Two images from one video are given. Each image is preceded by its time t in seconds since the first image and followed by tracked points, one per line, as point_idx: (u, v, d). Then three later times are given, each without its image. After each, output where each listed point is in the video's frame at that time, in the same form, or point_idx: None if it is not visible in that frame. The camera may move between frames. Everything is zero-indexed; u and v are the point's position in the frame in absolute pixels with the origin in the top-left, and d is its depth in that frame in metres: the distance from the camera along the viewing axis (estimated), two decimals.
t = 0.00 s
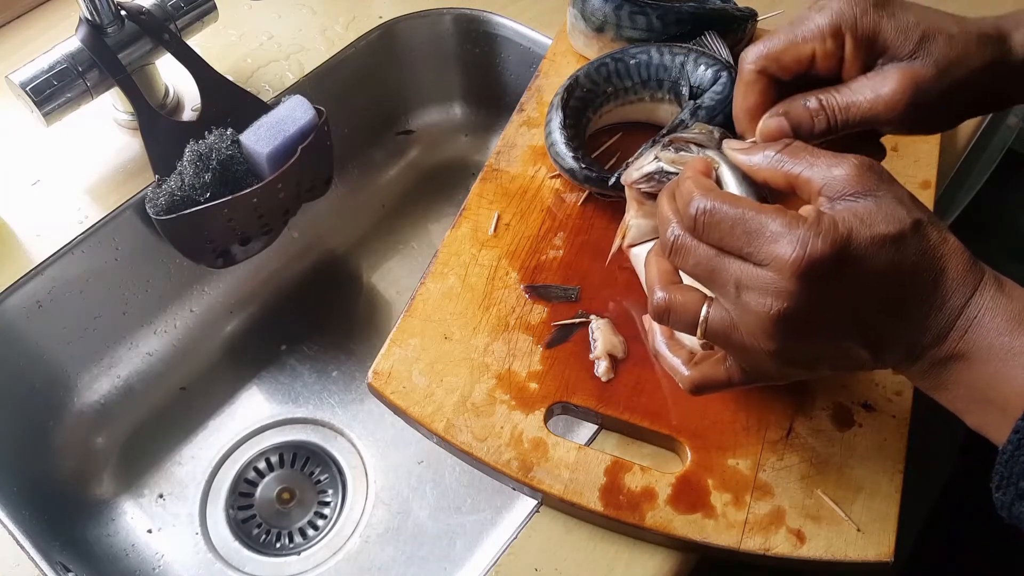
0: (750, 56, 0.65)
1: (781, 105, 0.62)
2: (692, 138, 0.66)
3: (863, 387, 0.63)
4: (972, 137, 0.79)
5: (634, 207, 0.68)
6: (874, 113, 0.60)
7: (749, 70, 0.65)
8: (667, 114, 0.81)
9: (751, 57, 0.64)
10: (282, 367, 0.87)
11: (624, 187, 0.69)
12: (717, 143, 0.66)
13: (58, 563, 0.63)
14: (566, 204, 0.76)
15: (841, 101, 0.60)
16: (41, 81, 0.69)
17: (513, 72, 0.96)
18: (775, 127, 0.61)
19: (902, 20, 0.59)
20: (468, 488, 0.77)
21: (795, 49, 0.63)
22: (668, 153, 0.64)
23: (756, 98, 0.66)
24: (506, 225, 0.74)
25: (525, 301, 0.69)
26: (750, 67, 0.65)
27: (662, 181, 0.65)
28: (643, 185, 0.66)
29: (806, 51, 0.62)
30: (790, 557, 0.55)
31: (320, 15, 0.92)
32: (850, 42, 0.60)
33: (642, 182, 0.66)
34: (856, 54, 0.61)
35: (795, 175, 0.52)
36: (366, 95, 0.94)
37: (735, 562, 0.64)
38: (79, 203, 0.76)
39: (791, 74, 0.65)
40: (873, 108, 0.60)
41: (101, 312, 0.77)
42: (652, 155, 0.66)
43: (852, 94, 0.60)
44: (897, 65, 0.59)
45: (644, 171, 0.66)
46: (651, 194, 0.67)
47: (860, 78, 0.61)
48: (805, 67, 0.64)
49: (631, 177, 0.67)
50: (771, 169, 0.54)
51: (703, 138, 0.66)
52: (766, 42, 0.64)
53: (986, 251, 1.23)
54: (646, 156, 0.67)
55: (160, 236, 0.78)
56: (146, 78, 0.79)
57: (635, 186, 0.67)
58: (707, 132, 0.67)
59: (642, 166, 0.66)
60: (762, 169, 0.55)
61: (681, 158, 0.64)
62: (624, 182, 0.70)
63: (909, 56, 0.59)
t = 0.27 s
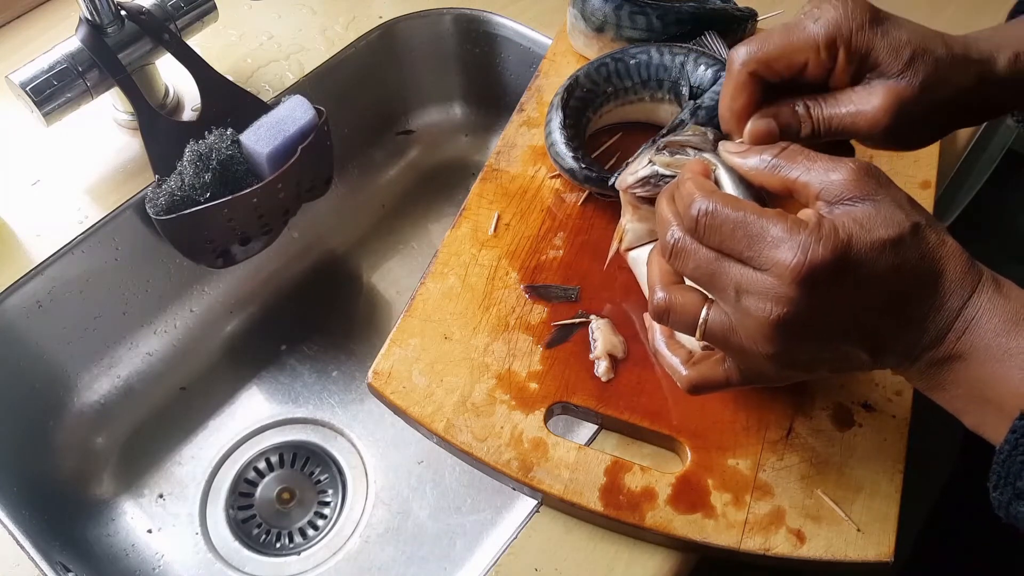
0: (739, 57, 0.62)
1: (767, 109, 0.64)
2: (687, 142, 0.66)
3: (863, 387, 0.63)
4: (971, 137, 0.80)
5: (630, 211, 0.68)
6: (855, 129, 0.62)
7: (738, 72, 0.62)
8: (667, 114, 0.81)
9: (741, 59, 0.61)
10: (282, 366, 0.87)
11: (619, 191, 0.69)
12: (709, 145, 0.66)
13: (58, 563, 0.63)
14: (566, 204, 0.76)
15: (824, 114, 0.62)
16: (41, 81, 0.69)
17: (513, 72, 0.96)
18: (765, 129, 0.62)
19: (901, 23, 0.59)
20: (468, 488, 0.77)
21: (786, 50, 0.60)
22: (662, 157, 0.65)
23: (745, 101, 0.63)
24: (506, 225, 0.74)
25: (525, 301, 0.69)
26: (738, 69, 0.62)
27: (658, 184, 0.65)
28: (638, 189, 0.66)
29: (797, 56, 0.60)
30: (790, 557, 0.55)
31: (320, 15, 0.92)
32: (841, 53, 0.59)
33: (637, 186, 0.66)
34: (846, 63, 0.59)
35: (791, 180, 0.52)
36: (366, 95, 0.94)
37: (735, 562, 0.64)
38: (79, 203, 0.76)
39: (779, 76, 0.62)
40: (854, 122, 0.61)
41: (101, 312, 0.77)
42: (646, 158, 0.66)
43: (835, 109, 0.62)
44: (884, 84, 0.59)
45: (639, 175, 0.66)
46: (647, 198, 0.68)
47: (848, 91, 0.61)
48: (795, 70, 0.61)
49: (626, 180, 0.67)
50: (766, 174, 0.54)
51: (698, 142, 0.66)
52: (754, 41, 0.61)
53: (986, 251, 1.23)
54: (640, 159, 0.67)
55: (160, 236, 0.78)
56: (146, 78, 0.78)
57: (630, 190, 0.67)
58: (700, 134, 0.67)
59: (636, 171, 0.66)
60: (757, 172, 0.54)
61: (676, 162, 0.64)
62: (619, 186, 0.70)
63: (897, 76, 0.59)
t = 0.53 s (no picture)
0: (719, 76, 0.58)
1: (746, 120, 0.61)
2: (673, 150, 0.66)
3: (863, 387, 0.63)
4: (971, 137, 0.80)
5: (621, 219, 0.68)
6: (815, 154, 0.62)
7: (715, 91, 0.58)
8: (667, 114, 0.81)
9: (719, 81, 0.58)
10: (282, 367, 0.87)
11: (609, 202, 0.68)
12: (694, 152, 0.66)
13: (58, 563, 0.63)
14: (566, 204, 0.76)
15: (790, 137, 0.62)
16: (41, 81, 0.69)
17: (513, 72, 0.96)
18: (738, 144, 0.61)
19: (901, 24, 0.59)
20: (468, 488, 0.77)
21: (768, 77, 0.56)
22: (647, 166, 0.65)
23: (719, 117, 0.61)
24: (506, 225, 0.74)
25: (525, 301, 0.69)
26: (716, 89, 0.58)
27: (647, 193, 0.65)
28: (627, 199, 0.66)
29: (775, 87, 0.57)
30: (790, 557, 0.55)
31: (320, 15, 0.92)
32: (820, 85, 0.56)
33: (626, 197, 0.66)
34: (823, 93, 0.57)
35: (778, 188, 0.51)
36: (366, 95, 0.94)
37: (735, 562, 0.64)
38: (79, 203, 0.76)
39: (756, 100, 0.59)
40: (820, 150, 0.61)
41: (101, 313, 0.77)
42: (632, 169, 0.66)
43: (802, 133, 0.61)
44: (852, 120, 0.59)
45: (627, 185, 0.65)
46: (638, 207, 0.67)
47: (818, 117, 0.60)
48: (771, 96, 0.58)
49: (614, 192, 0.67)
50: (752, 181, 0.53)
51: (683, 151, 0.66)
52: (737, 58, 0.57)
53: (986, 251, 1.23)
54: (627, 170, 0.67)
55: (160, 237, 0.78)
56: (146, 78, 0.79)
57: (619, 201, 0.67)
58: (683, 142, 0.67)
59: (623, 182, 0.66)
60: (743, 178, 0.53)
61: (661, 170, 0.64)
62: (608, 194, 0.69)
63: (867, 113, 0.58)
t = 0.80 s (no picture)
0: (748, 49, 0.60)
1: (777, 103, 0.63)
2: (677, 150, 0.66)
3: (863, 386, 0.63)
4: (971, 137, 0.80)
5: (623, 218, 0.68)
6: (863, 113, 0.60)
7: (748, 67, 0.61)
8: (667, 114, 0.81)
9: (752, 53, 0.60)
10: (282, 367, 0.87)
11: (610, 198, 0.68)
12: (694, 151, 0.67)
13: (58, 563, 0.63)
14: (566, 204, 0.76)
15: (829, 100, 0.61)
16: (41, 81, 0.69)
17: (513, 72, 0.96)
18: (771, 130, 0.64)
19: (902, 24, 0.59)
20: (468, 488, 0.77)
21: (797, 36, 0.58)
22: (650, 165, 0.65)
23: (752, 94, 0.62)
24: (506, 225, 0.74)
25: (525, 301, 0.69)
26: (747, 61, 0.60)
27: (647, 191, 0.65)
28: (629, 196, 0.66)
29: (810, 42, 0.58)
30: (790, 557, 0.55)
31: (320, 15, 0.92)
32: (853, 32, 0.57)
33: (628, 194, 0.66)
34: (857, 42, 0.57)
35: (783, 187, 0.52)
36: (366, 95, 0.94)
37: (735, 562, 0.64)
38: (79, 203, 0.76)
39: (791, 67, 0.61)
40: (865, 107, 0.59)
41: (101, 313, 0.77)
42: (635, 167, 0.66)
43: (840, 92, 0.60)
44: (890, 64, 0.57)
45: (629, 183, 0.66)
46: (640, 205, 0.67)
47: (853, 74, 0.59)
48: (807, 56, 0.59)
49: (616, 189, 0.67)
50: (755, 184, 0.54)
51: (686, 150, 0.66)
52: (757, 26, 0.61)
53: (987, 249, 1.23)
54: (629, 168, 0.67)
55: (160, 237, 0.78)
56: (146, 78, 0.79)
57: (620, 198, 0.67)
58: (685, 140, 0.67)
59: (625, 180, 0.67)
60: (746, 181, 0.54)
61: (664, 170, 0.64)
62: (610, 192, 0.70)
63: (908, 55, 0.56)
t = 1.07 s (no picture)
0: (743, 37, 0.61)
1: (775, 93, 0.64)
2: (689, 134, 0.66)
3: (863, 386, 0.63)
4: (971, 137, 0.80)
5: (629, 211, 0.68)
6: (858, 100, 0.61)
7: (742, 54, 0.61)
8: (667, 113, 0.81)
9: (745, 41, 0.61)
10: (282, 367, 0.86)
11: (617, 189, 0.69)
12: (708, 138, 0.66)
13: (58, 563, 0.63)
14: (566, 204, 0.76)
15: (823, 89, 0.61)
16: (41, 81, 0.69)
17: (512, 72, 0.96)
18: (775, 120, 0.63)
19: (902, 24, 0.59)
20: (468, 488, 0.77)
21: (789, 24, 0.58)
22: (660, 153, 0.65)
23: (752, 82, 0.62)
24: (506, 225, 0.74)
25: (525, 301, 0.69)
26: (741, 49, 0.61)
27: (657, 180, 0.66)
28: (638, 186, 0.67)
29: (803, 29, 0.58)
30: (790, 557, 0.55)
31: (320, 15, 0.92)
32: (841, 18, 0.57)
33: (638, 184, 0.67)
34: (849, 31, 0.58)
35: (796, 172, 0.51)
36: (366, 95, 0.94)
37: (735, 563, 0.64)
38: (79, 203, 0.76)
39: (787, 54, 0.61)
40: (854, 94, 0.60)
41: (101, 312, 0.77)
42: (645, 156, 0.67)
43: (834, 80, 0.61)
44: (878, 50, 0.58)
45: (639, 173, 0.66)
46: (647, 196, 0.68)
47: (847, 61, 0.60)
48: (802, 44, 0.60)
49: (625, 179, 0.68)
50: (769, 167, 0.53)
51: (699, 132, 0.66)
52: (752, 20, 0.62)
53: (987, 250, 1.23)
54: (640, 158, 0.67)
55: (160, 237, 0.78)
56: (146, 78, 0.78)
57: (629, 188, 0.68)
58: (699, 129, 0.67)
59: (636, 169, 0.67)
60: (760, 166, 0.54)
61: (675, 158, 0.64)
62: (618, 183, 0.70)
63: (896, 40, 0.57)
